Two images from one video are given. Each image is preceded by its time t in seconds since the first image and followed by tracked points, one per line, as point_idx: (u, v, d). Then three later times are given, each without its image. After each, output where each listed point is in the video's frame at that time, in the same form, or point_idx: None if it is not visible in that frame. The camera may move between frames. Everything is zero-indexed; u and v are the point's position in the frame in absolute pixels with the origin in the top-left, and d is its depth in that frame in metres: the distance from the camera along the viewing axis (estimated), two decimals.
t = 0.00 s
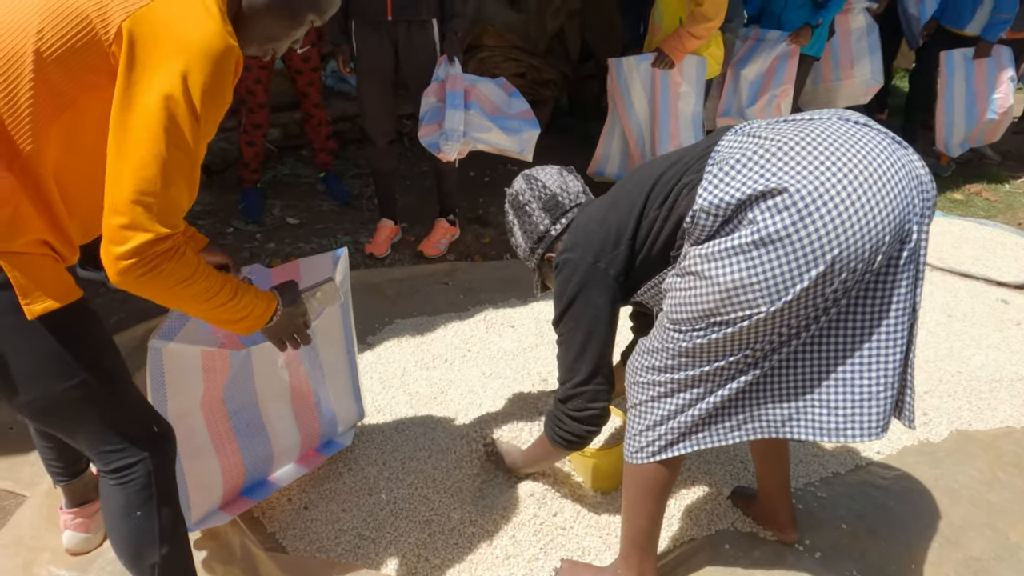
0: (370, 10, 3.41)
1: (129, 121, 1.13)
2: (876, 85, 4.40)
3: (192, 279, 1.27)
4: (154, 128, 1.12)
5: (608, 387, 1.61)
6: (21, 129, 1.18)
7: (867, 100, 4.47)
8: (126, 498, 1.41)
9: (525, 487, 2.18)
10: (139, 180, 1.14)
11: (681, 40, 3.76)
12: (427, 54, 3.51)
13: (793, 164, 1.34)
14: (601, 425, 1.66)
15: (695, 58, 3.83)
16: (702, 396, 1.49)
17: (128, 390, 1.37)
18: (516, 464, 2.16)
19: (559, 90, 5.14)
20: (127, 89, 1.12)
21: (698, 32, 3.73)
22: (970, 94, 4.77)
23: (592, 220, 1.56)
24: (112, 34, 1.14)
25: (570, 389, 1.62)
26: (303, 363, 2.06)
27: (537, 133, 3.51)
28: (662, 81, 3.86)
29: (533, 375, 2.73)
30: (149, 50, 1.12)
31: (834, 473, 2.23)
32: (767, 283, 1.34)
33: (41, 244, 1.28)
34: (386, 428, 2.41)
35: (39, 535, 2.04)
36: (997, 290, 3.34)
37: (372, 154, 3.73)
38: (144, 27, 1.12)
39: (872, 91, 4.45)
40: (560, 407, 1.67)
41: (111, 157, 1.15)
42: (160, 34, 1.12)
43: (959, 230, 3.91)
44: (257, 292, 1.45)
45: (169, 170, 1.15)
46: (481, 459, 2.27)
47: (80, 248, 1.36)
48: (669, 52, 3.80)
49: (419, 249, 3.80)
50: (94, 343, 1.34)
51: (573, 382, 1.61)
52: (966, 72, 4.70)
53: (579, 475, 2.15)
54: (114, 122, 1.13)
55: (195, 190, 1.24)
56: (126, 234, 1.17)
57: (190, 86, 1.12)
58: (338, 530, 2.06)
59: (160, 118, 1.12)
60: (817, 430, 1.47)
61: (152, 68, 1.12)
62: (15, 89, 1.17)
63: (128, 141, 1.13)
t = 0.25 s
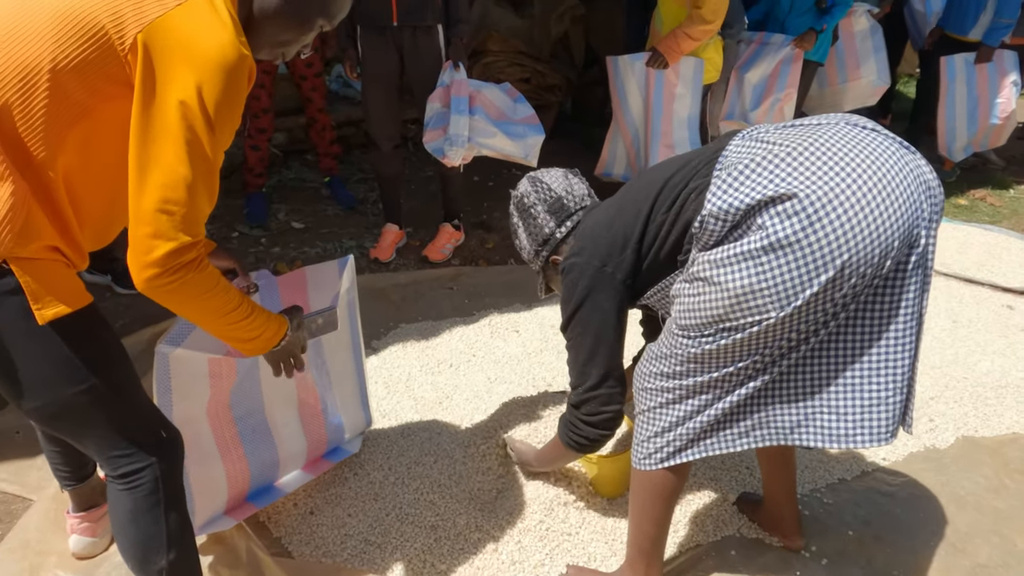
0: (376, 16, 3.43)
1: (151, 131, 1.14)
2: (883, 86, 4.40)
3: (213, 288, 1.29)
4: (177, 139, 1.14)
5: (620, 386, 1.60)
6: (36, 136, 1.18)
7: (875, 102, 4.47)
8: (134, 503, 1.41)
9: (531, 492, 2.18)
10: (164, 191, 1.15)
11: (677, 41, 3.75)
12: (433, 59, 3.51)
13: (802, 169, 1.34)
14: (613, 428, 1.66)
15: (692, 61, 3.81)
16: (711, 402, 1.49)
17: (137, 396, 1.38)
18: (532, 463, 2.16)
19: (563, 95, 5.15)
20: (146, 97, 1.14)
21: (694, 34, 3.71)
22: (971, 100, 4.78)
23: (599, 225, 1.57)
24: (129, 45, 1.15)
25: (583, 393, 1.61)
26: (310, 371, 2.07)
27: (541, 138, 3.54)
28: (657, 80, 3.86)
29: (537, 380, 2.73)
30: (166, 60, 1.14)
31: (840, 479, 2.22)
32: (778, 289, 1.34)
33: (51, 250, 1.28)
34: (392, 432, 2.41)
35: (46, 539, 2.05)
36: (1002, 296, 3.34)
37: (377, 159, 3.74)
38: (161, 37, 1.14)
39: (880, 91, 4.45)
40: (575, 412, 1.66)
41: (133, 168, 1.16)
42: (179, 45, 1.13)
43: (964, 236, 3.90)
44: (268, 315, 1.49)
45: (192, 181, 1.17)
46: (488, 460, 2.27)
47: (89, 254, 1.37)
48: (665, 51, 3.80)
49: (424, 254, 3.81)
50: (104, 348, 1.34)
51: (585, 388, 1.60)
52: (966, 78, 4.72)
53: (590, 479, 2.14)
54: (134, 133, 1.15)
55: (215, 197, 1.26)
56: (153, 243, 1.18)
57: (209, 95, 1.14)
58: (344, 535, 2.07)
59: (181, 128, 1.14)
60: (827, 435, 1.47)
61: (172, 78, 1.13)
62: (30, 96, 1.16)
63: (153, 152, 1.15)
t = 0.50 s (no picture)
0: (383, 25, 3.44)
1: (175, 143, 1.17)
2: (891, 91, 4.38)
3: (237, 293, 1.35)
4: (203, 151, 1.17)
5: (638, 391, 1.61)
6: (54, 148, 1.20)
7: (884, 105, 4.45)
8: (144, 512, 1.41)
9: (540, 500, 2.18)
10: (191, 203, 1.19)
11: (674, 45, 3.74)
12: (439, 67, 3.52)
13: (813, 178, 1.35)
14: (631, 436, 1.67)
15: (687, 67, 3.80)
16: (723, 411, 1.49)
17: (149, 404, 1.39)
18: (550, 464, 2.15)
19: (568, 103, 5.16)
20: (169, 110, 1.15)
21: (691, 39, 3.69)
22: (974, 107, 4.78)
23: (606, 231, 1.57)
24: (150, 61, 1.15)
25: (602, 402, 1.62)
26: (318, 379, 2.06)
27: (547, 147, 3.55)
28: (651, 81, 3.86)
29: (544, 388, 2.73)
30: (186, 72, 1.14)
31: (847, 489, 2.21)
32: (789, 297, 1.34)
33: (66, 259, 1.29)
34: (399, 440, 2.41)
35: (54, 547, 2.05)
36: (1009, 305, 3.33)
37: (384, 167, 3.75)
38: (181, 49, 1.15)
39: (888, 96, 4.45)
40: (593, 420, 1.67)
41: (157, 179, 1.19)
42: (198, 57, 1.14)
43: (971, 244, 3.90)
44: (282, 324, 1.55)
45: (218, 189, 1.20)
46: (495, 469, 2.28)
47: (102, 263, 1.38)
48: (660, 52, 3.79)
49: (430, 261, 3.82)
50: (116, 355, 1.35)
51: (604, 395, 1.61)
52: (968, 85, 4.74)
53: (605, 484, 2.14)
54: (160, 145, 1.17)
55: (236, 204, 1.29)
56: (182, 255, 1.23)
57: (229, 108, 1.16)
58: (351, 543, 2.07)
59: (206, 141, 1.16)
60: (838, 443, 1.46)
61: (194, 91, 1.14)
62: (48, 109, 1.18)
63: (178, 165, 1.17)
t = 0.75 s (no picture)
0: (390, 33, 3.45)
1: (192, 152, 1.19)
2: (896, 96, 4.35)
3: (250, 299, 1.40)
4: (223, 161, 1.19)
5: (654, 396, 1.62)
6: (71, 158, 1.21)
7: (889, 111, 4.44)
8: (154, 519, 1.41)
9: (547, 508, 2.18)
10: (210, 212, 1.22)
11: (670, 48, 3.74)
12: (446, 75, 3.53)
13: (823, 184, 1.34)
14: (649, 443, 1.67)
15: (684, 73, 3.80)
16: (734, 419, 1.48)
17: (160, 411, 1.39)
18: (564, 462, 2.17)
19: (573, 109, 5.17)
20: (186, 119, 1.17)
21: (688, 43, 3.70)
22: (976, 113, 4.80)
23: (614, 237, 1.57)
24: (168, 71, 1.17)
25: (618, 411, 1.62)
26: (320, 379, 2.04)
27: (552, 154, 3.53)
28: (646, 84, 3.85)
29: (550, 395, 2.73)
30: (204, 82, 1.17)
31: (855, 497, 2.21)
32: (801, 304, 1.33)
33: (80, 266, 1.30)
34: (406, 447, 2.41)
35: (62, 553, 2.05)
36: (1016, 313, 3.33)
37: (390, 173, 3.76)
38: (199, 59, 1.17)
39: (894, 102, 4.42)
40: (611, 429, 1.67)
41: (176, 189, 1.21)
42: (216, 68, 1.17)
43: (977, 251, 3.90)
44: (288, 325, 1.60)
45: (233, 197, 1.23)
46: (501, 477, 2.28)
47: (113, 269, 1.38)
48: (656, 54, 3.78)
49: (436, 267, 3.82)
50: (129, 363, 1.36)
51: (619, 405, 1.61)
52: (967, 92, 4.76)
53: (612, 491, 2.14)
54: (177, 155, 1.19)
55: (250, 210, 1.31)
56: (201, 263, 1.27)
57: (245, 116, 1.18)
58: (358, 550, 2.07)
59: (224, 150, 1.19)
60: (851, 451, 1.45)
61: (213, 101, 1.17)
62: (67, 119, 1.19)
63: (195, 175, 1.20)
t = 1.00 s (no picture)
0: (397, 44, 3.46)
1: (208, 162, 1.20)
2: (897, 107, 4.38)
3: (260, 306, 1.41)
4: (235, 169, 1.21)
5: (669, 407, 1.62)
6: (90, 169, 1.22)
7: (890, 122, 4.45)
8: (165, 530, 1.41)
9: (555, 519, 2.18)
10: (224, 220, 1.23)
11: (667, 56, 3.73)
12: (452, 85, 3.54)
13: (834, 194, 1.34)
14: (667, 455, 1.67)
15: (681, 81, 3.80)
16: (747, 430, 1.48)
17: (172, 420, 1.40)
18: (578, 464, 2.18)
19: (578, 119, 5.18)
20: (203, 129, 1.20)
21: (685, 52, 3.69)
22: (977, 121, 4.81)
23: (623, 248, 1.58)
24: (185, 84, 1.20)
25: (635, 422, 1.63)
26: (319, 375, 2.05)
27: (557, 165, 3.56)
28: (640, 88, 3.84)
29: (557, 405, 2.72)
30: (221, 93, 1.19)
31: (864, 509, 2.20)
32: (813, 314, 1.33)
33: (97, 277, 1.31)
34: (412, 457, 2.41)
35: (69, 564, 2.05)
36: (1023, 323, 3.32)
37: (396, 183, 3.77)
38: (217, 72, 1.19)
39: (894, 113, 4.44)
40: (630, 441, 1.68)
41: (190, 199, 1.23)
42: (232, 79, 1.19)
43: (983, 261, 3.90)
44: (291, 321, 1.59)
45: (246, 205, 1.24)
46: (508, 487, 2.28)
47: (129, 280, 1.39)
48: (653, 61, 3.78)
49: (441, 277, 3.83)
50: (143, 373, 1.37)
51: (637, 415, 1.62)
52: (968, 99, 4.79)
53: (620, 502, 2.13)
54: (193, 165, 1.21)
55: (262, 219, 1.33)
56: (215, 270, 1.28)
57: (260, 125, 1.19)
58: (366, 561, 2.07)
59: (238, 159, 1.20)
60: (865, 461, 1.43)
61: (228, 112, 1.19)
62: (87, 131, 1.21)
63: (210, 184, 1.21)
